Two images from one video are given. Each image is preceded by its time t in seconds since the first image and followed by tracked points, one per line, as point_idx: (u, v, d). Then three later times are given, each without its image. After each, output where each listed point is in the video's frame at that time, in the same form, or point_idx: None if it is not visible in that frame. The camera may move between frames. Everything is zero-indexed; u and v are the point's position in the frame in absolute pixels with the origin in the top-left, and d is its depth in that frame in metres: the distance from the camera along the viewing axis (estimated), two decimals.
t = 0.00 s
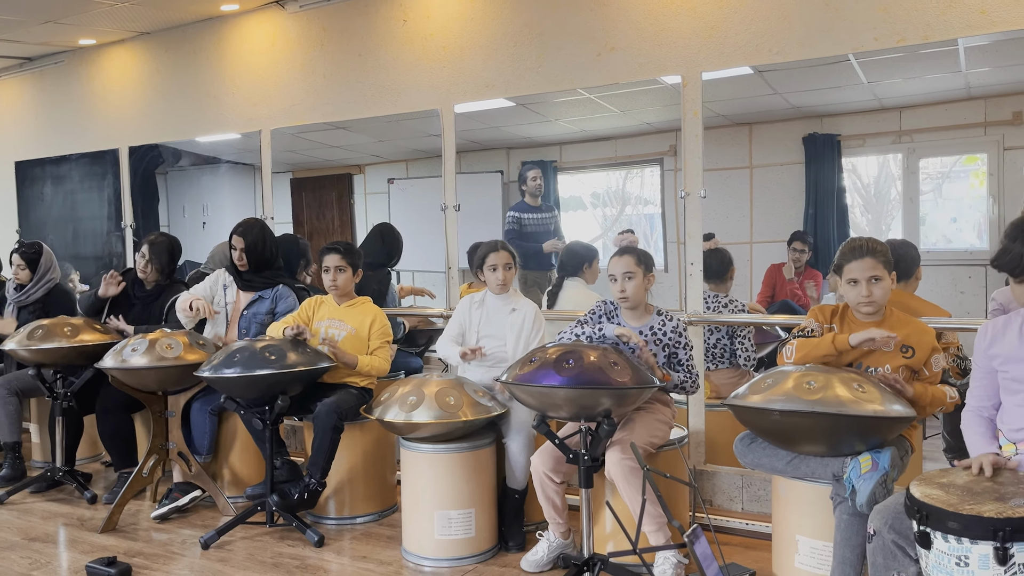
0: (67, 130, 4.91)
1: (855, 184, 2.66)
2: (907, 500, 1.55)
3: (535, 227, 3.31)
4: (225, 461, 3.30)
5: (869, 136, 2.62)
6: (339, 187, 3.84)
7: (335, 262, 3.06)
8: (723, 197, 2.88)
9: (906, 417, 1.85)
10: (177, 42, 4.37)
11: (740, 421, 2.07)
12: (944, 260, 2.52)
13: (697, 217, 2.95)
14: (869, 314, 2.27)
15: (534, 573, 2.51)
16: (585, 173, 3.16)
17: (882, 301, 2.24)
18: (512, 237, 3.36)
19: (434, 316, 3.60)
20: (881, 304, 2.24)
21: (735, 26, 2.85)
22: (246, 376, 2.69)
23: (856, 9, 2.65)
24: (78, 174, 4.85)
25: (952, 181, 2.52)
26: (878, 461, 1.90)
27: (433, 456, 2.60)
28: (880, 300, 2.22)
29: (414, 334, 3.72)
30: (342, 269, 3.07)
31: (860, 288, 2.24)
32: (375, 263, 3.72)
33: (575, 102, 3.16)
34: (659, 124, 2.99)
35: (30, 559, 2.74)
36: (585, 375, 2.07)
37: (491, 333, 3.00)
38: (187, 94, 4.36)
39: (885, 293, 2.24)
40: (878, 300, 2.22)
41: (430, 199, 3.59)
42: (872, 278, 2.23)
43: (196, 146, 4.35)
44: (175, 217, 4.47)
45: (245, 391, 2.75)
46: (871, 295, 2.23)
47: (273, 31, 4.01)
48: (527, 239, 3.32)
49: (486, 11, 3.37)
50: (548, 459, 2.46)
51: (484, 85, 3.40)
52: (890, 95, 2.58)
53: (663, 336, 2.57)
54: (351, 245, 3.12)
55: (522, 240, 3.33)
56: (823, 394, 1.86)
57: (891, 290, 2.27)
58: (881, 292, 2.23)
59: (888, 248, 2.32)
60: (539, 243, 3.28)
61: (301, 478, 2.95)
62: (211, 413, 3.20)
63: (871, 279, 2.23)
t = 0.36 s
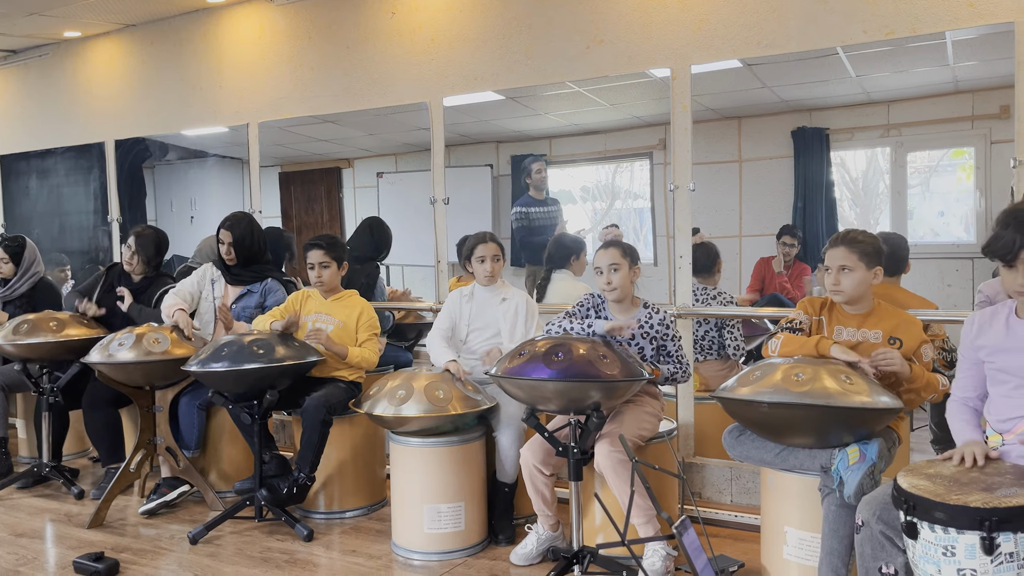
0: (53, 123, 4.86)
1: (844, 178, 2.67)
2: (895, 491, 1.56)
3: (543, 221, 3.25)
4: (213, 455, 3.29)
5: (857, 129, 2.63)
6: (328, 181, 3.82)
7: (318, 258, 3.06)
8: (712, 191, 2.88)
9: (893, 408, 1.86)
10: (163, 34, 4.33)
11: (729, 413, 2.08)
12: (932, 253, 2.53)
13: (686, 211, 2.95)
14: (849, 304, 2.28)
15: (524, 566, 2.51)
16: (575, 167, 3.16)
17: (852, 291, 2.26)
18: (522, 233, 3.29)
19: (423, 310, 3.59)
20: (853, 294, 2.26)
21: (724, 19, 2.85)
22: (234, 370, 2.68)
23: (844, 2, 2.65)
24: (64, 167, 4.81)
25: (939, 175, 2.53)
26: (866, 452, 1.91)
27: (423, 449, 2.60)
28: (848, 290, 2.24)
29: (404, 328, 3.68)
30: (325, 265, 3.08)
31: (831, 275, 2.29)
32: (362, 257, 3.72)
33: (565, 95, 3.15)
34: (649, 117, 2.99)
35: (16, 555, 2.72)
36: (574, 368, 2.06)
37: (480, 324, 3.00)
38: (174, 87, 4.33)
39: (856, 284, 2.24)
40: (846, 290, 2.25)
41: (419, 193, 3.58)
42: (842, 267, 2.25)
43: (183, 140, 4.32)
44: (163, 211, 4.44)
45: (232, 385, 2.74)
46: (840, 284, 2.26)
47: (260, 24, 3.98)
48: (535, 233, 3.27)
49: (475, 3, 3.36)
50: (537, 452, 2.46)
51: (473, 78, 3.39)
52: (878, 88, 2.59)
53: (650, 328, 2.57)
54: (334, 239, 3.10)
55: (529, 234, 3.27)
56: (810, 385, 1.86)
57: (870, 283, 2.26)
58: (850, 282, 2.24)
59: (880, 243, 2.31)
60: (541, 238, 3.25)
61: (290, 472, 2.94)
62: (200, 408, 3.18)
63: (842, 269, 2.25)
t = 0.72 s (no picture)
0: (34, 115, 4.81)
1: (829, 172, 2.67)
2: (878, 481, 1.56)
3: (547, 211, 3.20)
4: (198, 450, 3.27)
5: (842, 123, 2.64)
6: (314, 174, 3.79)
7: (300, 258, 3.02)
8: (699, 183, 2.88)
9: (877, 400, 1.86)
10: (146, 25, 4.29)
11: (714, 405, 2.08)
12: (916, 247, 2.54)
13: (673, 203, 2.95)
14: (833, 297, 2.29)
15: (510, 559, 2.51)
16: (562, 160, 3.16)
17: (833, 283, 2.26)
18: (522, 221, 3.26)
19: (410, 304, 3.58)
20: (834, 285, 2.26)
21: (711, 11, 2.84)
22: (218, 364, 2.66)
23: None
24: (46, 160, 4.75)
25: (924, 169, 2.53)
26: (850, 443, 1.92)
27: (409, 443, 2.59)
28: (828, 281, 2.25)
29: (391, 322, 3.68)
30: (308, 264, 3.04)
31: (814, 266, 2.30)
32: (349, 251, 3.70)
33: (551, 88, 3.14)
34: (635, 110, 2.99)
35: None
36: (560, 360, 2.06)
37: (465, 320, 2.99)
38: (157, 79, 4.29)
39: (838, 275, 2.25)
40: (826, 281, 2.26)
41: (406, 186, 3.56)
42: (824, 259, 2.26)
43: (167, 133, 4.28)
44: (146, 204, 4.40)
45: (217, 379, 2.72)
46: (820, 275, 2.27)
47: (244, 15, 3.95)
48: (536, 222, 3.23)
49: None
50: (523, 444, 2.46)
51: (460, 70, 3.37)
52: (863, 82, 2.60)
53: (636, 320, 2.58)
54: (315, 236, 3.05)
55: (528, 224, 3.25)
56: (795, 377, 1.87)
57: (853, 276, 2.27)
58: (830, 273, 2.25)
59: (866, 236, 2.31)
60: (534, 231, 3.24)
61: (275, 467, 2.92)
62: (184, 403, 3.17)
63: (824, 261, 2.26)
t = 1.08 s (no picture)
0: (20, 110, 4.76)
1: (819, 168, 2.68)
2: (869, 475, 1.57)
3: (560, 207, 3.14)
4: (188, 446, 3.26)
5: (832, 119, 2.65)
6: (303, 169, 3.78)
7: (289, 254, 3.01)
8: (689, 179, 2.89)
9: (867, 393, 1.87)
10: (133, 19, 4.26)
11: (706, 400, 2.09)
12: (905, 242, 2.55)
13: (663, 198, 2.95)
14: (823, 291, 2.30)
15: (502, 553, 2.51)
16: (553, 155, 3.15)
17: (822, 277, 2.27)
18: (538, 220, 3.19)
19: (400, 299, 3.57)
20: (822, 279, 2.27)
21: (701, 6, 2.84)
22: (208, 360, 2.65)
23: None
24: (32, 155, 4.71)
25: (912, 165, 2.55)
26: (841, 437, 1.93)
27: (400, 438, 2.59)
28: (817, 275, 2.26)
29: (381, 318, 3.69)
30: (297, 261, 3.03)
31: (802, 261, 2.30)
32: (338, 246, 3.68)
33: (542, 83, 3.14)
34: (626, 106, 2.99)
35: None
36: (552, 355, 2.06)
37: (457, 314, 2.99)
38: (145, 73, 4.26)
39: (826, 269, 2.26)
40: (814, 275, 2.27)
41: (396, 181, 3.55)
42: (812, 254, 2.26)
43: (154, 128, 4.25)
44: (134, 200, 4.37)
45: (206, 375, 2.70)
46: (808, 270, 2.28)
47: (232, 9, 3.93)
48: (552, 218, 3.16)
49: None
50: (516, 439, 2.46)
51: (450, 65, 3.36)
52: (852, 78, 2.61)
53: (626, 316, 2.58)
54: (303, 231, 3.03)
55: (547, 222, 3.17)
56: (786, 371, 1.88)
57: (842, 270, 2.27)
58: (818, 267, 2.26)
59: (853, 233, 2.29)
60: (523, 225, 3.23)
61: (266, 463, 2.92)
62: (174, 399, 3.13)
63: (812, 255, 2.26)
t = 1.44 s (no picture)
0: (4, 105, 4.71)
1: (806, 164, 2.69)
2: (858, 469, 1.58)
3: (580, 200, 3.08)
4: (176, 443, 3.24)
5: (819, 115, 2.66)
6: (291, 165, 3.76)
7: (275, 251, 2.99)
8: (678, 175, 2.89)
9: (855, 387, 1.88)
10: (119, 13, 4.22)
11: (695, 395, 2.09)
12: (890, 238, 2.57)
13: (652, 194, 2.96)
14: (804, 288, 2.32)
15: (492, 549, 2.51)
16: (542, 152, 3.15)
17: (804, 275, 2.29)
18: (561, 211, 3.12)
19: (389, 295, 3.56)
20: (804, 277, 2.29)
21: (690, 2, 2.84)
22: (196, 356, 2.63)
23: None
24: (16, 151, 4.67)
25: (898, 161, 2.55)
26: (828, 431, 1.94)
27: (389, 434, 2.58)
28: (798, 273, 2.28)
29: (372, 313, 3.67)
30: (283, 258, 3.00)
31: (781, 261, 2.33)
32: (326, 241, 3.66)
33: (530, 79, 3.14)
34: (615, 102, 2.99)
35: None
36: (542, 351, 2.06)
37: (444, 311, 2.98)
38: (131, 67, 4.22)
39: (807, 267, 2.28)
40: (796, 274, 2.29)
41: (384, 177, 3.54)
42: (791, 253, 2.29)
43: (140, 123, 4.22)
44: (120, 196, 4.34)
45: (195, 372, 2.69)
46: (789, 270, 2.30)
47: (219, 3, 3.90)
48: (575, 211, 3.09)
49: None
50: (506, 435, 2.46)
51: (439, 60, 3.35)
52: (839, 74, 2.62)
53: (617, 311, 2.59)
54: (289, 228, 3.01)
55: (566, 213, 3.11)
56: (775, 365, 1.88)
57: (822, 266, 2.29)
58: (800, 267, 2.27)
59: (831, 225, 2.33)
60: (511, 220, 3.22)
61: (254, 460, 2.90)
62: (160, 396, 3.12)
63: (791, 255, 2.29)
